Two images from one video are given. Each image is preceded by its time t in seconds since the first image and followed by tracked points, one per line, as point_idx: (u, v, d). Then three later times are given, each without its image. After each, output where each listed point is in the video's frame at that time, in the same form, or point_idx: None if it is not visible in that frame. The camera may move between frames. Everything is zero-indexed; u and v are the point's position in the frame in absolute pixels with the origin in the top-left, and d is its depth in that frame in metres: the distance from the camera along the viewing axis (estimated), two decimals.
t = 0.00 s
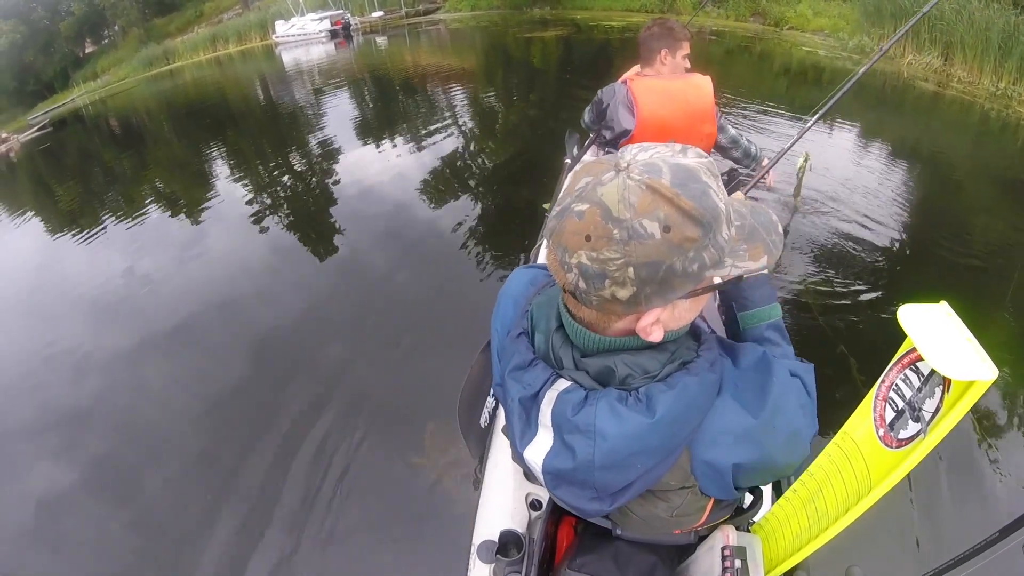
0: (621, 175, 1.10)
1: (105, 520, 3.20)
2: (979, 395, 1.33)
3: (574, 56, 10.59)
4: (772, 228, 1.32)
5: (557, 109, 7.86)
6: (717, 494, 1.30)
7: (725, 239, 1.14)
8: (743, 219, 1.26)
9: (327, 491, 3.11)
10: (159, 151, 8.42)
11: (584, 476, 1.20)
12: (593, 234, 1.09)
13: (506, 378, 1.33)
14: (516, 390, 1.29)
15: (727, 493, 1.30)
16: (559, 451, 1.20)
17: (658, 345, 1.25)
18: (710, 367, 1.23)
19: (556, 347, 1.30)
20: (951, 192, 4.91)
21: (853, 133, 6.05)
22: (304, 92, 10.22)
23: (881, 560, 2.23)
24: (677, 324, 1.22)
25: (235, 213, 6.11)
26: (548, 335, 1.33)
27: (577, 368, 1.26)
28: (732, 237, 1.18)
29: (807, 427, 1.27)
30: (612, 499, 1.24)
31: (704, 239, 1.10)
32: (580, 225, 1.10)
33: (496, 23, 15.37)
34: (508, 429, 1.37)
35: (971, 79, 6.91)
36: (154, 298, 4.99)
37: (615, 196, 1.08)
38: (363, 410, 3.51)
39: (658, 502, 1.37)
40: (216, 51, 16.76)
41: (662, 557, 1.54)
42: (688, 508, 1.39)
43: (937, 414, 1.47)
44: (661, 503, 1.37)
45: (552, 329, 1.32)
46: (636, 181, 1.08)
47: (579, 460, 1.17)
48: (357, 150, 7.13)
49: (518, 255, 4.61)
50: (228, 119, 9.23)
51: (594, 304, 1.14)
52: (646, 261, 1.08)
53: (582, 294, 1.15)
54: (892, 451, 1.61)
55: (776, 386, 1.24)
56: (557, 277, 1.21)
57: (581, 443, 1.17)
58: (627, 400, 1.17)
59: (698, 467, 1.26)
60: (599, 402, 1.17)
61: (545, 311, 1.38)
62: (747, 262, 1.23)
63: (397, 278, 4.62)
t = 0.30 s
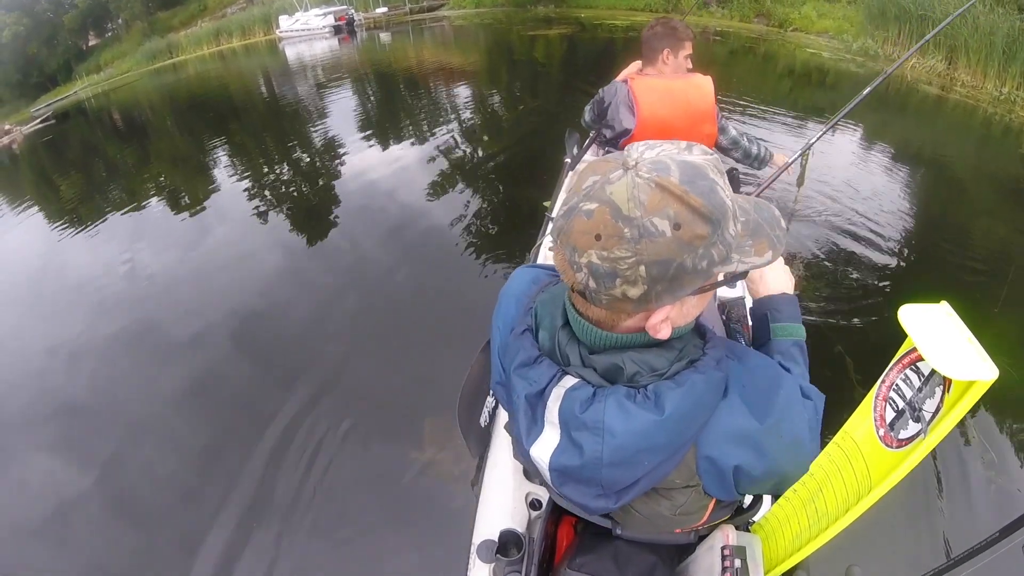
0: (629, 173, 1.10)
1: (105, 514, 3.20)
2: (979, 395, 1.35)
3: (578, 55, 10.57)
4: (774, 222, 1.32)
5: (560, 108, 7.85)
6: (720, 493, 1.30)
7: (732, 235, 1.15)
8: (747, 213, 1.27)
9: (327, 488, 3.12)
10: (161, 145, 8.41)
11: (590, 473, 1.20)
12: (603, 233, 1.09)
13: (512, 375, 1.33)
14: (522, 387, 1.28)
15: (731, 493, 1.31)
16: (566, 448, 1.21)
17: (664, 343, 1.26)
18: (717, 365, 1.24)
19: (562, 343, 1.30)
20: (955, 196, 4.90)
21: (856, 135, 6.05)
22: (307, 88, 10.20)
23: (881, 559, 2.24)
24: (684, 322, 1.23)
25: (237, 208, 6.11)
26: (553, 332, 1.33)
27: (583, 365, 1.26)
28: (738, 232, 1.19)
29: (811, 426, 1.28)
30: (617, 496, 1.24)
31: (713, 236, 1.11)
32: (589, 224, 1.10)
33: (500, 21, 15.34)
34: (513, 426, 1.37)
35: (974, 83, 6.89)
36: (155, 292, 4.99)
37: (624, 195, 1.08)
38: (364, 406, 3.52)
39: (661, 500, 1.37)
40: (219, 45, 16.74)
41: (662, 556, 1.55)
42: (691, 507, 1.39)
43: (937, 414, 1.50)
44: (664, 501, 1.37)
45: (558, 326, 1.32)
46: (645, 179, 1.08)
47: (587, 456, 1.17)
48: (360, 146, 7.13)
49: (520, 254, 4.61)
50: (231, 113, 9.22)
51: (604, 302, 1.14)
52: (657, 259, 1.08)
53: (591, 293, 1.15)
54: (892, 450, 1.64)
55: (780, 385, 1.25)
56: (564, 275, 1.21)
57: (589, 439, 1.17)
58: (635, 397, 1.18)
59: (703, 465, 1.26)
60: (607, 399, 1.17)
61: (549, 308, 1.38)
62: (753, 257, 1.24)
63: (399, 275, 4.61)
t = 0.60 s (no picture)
0: (620, 178, 1.10)
1: (108, 512, 3.21)
2: (979, 397, 1.36)
3: (583, 56, 10.57)
4: (775, 223, 1.30)
5: (564, 108, 7.85)
6: (717, 496, 1.30)
7: (726, 239, 1.14)
8: (746, 214, 1.25)
9: (330, 488, 3.12)
10: (167, 146, 8.45)
11: (587, 473, 1.20)
12: (594, 239, 1.09)
13: (510, 375, 1.33)
14: (520, 387, 1.29)
15: (727, 495, 1.30)
16: (563, 447, 1.21)
17: (661, 344, 1.25)
18: (714, 366, 1.24)
19: (559, 344, 1.30)
20: (960, 197, 4.87)
21: (862, 136, 6.03)
22: (312, 89, 10.24)
23: (882, 558, 2.25)
24: (680, 323, 1.23)
25: (243, 208, 6.13)
26: (551, 333, 1.33)
27: (581, 366, 1.26)
28: (734, 236, 1.18)
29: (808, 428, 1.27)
30: (615, 496, 1.24)
31: (706, 241, 1.10)
32: (580, 230, 1.10)
33: (505, 22, 15.34)
34: (511, 426, 1.37)
35: (980, 84, 6.86)
36: (160, 292, 5.01)
37: (615, 200, 1.08)
38: (366, 407, 3.52)
39: (659, 500, 1.37)
40: (224, 46, 16.79)
41: (662, 557, 1.54)
42: (688, 508, 1.39)
43: (937, 416, 1.52)
44: (662, 502, 1.37)
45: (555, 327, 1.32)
46: (636, 184, 1.08)
47: (583, 456, 1.17)
48: (365, 147, 7.14)
49: (525, 255, 4.62)
50: (237, 114, 9.26)
51: (598, 307, 1.14)
52: (648, 265, 1.08)
53: (584, 298, 1.15)
54: (891, 452, 1.65)
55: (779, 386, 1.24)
56: (559, 279, 1.21)
57: (585, 439, 1.17)
58: (632, 397, 1.18)
59: (700, 467, 1.26)
60: (603, 399, 1.17)
61: (547, 308, 1.38)
62: (749, 260, 1.23)
63: (402, 276, 4.61)
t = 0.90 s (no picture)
0: (598, 180, 1.09)
1: (114, 512, 3.24)
2: (979, 397, 1.33)
3: (587, 57, 10.58)
4: (763, 218, 1.30)
5: (568, 109, 7.86)
6: (713, 493, 1.30)
7: (710, 236, 1.13)
8: (733, 212, 1.26)
9: (333, 488, 3.13)
10: (174, 149, 8.51)
11: (581, 473, 1.20)
12: (573, 242, 1.09)
13: (505, 376, 1.34)
14: (515, 388, 1.29)
15: (724, 493, 1.30)
16: (557, 447, 1.21)
17: (654, 343, 1.25)
18: (707, 364, 1.23)
19: (553, 344, 1.31)
20: (967, 196, 4.84)
21: (867, 135, 6.01)
22: (318, 92, 10.30)
23: (884, 560, 2.25)
24: (671, 321, 1.22)
25: (249, 210, 6.18)
26: (545, 333, 1.33)
27: (574, 365, 1.27)
28: (719, 232, 1.17)
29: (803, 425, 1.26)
30: (609, 496, 1.24)
31: (687, 240, 1.09)
32: (561, 233, 1.11)
33: (510, 24, 15.37)
34: (507, 427, 1.38)
35: (985, 82, 6.82)
36: (166, 294, 5.05)
37: (592, 203, 1.08)
38: (369, 408, 3.53)
39: (656, 499, 1.36)
40: (231, 50, 16.90)
41: (662, 557, 1.54)
42: (686, 506, 1.39)
43: (937, 416, 1.47)
44: (660, 501, 1.37)
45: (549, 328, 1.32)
46: (614, 186, 1.07)
47: (577, 455, 1.18)
48: (371, 149, 7.18)
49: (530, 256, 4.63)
50: (243, 117, 9.33)
51: (583, 308, 1.16)
52: (627, 266, 1.08)
53: (569, 299, 1.16)
54: (891, 452, 1.61)
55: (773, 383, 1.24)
56: (545, 281, 1.22)
57: (579, 439, 1.17)
58: (624, 397, 1.18)
59: (695, 465, 1.25)
60: (596, 399, 1.17)
61: (541, 309, 1.38)
62: (737, 256, 1.22)
63: (406, 277, 4.63)
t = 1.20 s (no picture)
0: (594, 182, 1.10)
1: (120, 512, 3.26)
2: (979, 397, 1.32)
3: (591, 57, 10.59)
4: (759, 220, 1.31)
5: (572, 109, 7.86)
6: (712, 495, 1.30)
7: (707, 238, 1.13)
8: (728, 212, 1.26)
9: (337, 489, 3.14)
10: (181, 151, 8.58)
11: (579, 477, 1.20)
12: (569, 245, 1.09)
13: (502, 381, 1.34)
14: (513, 393, 1.29)
15: (723, 495, 1.30)
16: (554, 451, 1.21)
17: (651, 345, 1.25)
18: (705, 366, 1.23)
19: (550, 348, 1.31)
20: (973, 194, 4.80)
21: (875, 133, 5.97)
22: (324, 94, 10.36)
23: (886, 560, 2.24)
24: (668, 324, 1.23)
25: (255, 212, 6.22)
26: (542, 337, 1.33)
27: (571, 369, 1.27)
28: (715, 234, 1.17)
29: (801, 425, 1.26)
30: (608, 499, 1.24)
31: (683, 242, 1.09)
32: (556, 235, 1.11)
33: (514, 25, 15.38)
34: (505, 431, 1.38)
35: (991, 78, 6.77)
36: (172, 295, 5.09)
37: (588, 205, 1.08)
38: (373, 409, 3.54)
39: (655, 502, 1.36)
40: (237, 53, 17.01)
41: (663, 557, 1.54)
42: (685, 508, 1.38)
43: (937, 416, 1.46)
44: (657, 501, 1.36)
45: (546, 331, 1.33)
46: (609, 188, 1.07)
47: (574, 459, 1.18)
48: (378, 151, 7.21)
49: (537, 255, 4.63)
50: (249, 120, 9.39)
51: (579, 310, 1.15)
52: (624, 268, 1.08)
53: (565, 302, 1.16)
54: (892, 452, 1.60)
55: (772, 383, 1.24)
56: (541, 284, 1.22)
57: (575, 443, 1.17)
58: (621, 400, 1.18)
59: (693, 468, 1.25)
60: (592, 403, 1.17)
61: (538, 312, 1.38)
62: (733, 258, 1.22)
63: (410, 279, 4.64)
